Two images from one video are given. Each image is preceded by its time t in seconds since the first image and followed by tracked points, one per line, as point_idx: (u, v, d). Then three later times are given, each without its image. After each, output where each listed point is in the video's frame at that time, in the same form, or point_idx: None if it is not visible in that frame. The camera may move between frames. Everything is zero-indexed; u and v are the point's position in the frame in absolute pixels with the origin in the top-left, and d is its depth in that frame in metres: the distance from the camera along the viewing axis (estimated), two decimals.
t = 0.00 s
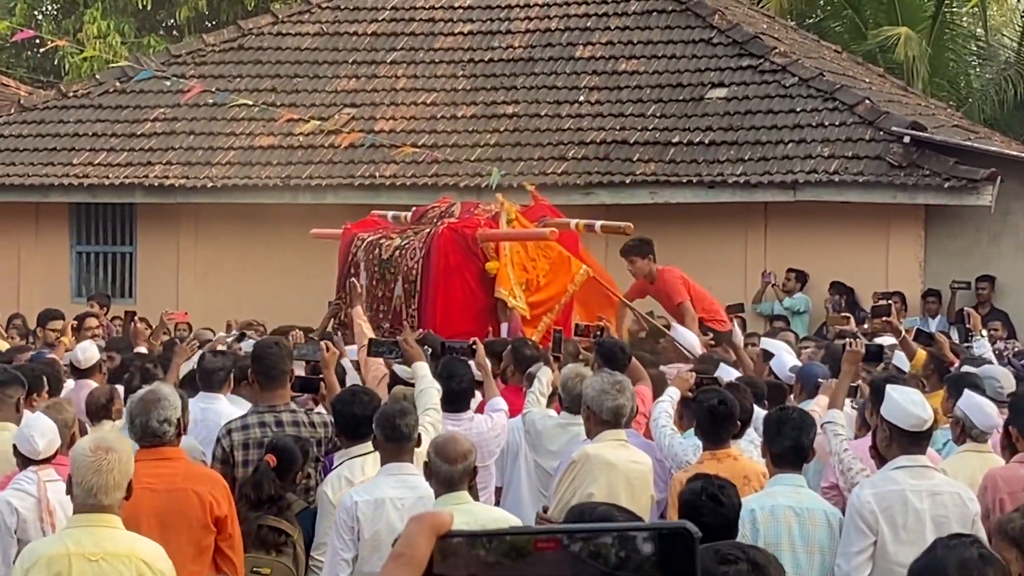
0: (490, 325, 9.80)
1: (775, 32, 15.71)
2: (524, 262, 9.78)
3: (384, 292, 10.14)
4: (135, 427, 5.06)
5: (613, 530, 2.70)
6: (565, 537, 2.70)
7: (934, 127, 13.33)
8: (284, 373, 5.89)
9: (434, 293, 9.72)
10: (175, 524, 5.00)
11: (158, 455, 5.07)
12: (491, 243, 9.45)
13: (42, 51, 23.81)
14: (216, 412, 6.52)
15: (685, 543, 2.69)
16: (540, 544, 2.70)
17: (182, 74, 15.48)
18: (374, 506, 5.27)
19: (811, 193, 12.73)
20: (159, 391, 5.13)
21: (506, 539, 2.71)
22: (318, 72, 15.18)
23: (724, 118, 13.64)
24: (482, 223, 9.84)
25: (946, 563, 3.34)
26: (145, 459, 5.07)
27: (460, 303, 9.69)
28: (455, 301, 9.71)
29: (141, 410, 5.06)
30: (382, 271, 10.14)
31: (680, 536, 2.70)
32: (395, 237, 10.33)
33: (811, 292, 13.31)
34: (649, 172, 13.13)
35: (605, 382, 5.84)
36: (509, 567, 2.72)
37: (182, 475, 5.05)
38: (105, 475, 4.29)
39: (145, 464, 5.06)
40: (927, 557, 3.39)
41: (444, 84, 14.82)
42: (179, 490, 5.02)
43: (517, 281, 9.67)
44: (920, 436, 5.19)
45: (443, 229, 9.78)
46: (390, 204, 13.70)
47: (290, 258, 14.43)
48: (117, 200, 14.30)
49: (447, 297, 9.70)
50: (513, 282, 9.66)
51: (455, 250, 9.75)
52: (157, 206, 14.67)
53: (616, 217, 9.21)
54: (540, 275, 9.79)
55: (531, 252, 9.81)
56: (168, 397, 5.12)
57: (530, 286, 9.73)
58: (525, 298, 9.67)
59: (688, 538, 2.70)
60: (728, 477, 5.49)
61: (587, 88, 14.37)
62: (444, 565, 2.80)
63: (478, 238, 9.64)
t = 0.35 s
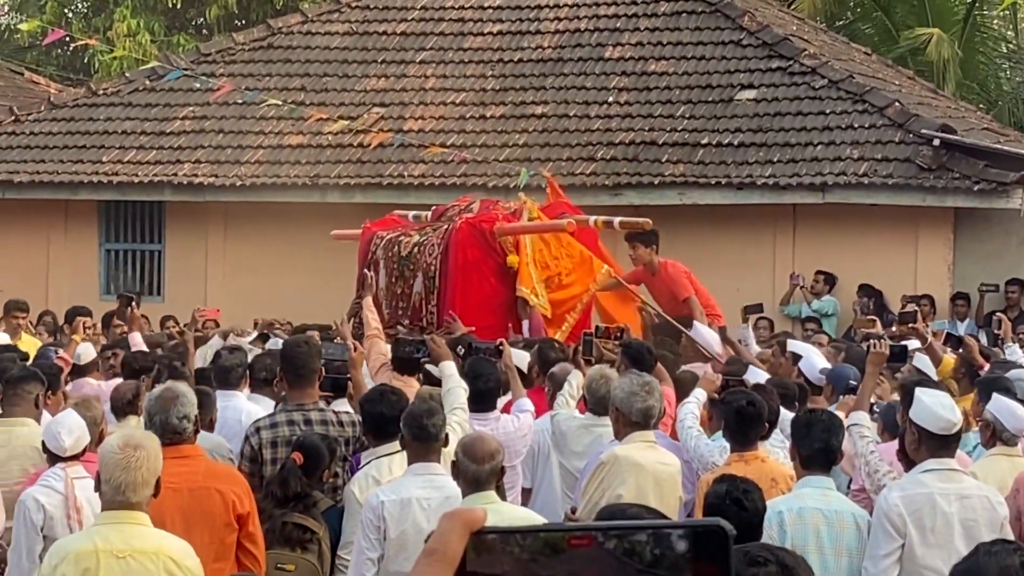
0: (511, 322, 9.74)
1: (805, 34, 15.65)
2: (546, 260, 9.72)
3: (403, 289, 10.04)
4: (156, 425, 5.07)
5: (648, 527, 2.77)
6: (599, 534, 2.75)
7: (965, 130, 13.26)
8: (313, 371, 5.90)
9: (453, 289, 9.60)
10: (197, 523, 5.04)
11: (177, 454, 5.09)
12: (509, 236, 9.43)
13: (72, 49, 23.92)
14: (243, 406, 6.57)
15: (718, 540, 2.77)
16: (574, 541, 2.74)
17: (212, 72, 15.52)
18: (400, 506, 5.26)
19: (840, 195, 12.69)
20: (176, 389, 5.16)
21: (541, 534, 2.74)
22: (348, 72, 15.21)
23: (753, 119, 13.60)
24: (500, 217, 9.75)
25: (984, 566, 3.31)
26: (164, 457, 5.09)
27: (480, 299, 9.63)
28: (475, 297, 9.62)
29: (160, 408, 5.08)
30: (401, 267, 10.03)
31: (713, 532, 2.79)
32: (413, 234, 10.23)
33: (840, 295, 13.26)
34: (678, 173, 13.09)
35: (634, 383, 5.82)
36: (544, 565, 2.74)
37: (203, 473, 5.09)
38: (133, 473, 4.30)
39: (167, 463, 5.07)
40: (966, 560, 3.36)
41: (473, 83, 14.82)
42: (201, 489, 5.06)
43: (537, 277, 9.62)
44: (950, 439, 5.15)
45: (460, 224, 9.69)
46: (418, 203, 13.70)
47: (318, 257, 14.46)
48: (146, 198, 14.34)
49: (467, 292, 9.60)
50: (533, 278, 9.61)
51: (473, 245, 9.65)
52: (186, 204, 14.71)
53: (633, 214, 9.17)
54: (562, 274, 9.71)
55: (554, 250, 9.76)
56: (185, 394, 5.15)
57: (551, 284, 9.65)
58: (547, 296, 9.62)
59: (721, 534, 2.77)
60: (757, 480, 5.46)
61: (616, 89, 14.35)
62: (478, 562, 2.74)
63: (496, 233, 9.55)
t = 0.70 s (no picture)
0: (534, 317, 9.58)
1: (839, 32, 15.56)
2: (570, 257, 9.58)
3: (427, 284, 10.09)
4: (184, 420, 5.06)
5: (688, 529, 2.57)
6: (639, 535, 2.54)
7: (1000, 129, 13.16)
8: (347, 368, 5.89)
9: (474, 284, 9.54)
10: (226, 518, 5.06)
11: (205, 448, 5.09)
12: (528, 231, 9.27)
13: (106, 44, 24.03)
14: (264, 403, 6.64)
15: (759, 542, 2.58)
16: (613, 542, 2.54)
17: (245, 68, 15.55)
18: (433, 503, 5.26)
19: (873, 194, 12.62)
20: (204, 383, 5.15)
21: (581, 535, 2.52)
22: (381, 68, 15.23)
23: (787, 117, 13.54)
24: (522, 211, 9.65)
25: None
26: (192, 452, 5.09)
27: (501, 295, 9.52)
28: (497, 292, 9.52)
29: (189, 403, 5.06)
30: (426, 263, 10.08)
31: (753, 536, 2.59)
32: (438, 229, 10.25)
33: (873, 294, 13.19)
34: (711, 171, 13.04)
35: (669, 381, 5.78)
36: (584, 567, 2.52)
37: (232, 468, 5.10)
38: (167, 467, 4.30)
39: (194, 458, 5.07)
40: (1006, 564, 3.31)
41: (506, 80, 14.80)
42: (229, 484, 5.07)
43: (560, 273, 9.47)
44: (985, 440, 5.10)
45: (482, 219, 9.61)
46: (450, 199, 13.68)
47: (350, 252, 14.47)
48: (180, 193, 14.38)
49: (488, 286, 9.51)
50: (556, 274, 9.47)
51: (494, 240, 9.57)
52: (219, 199, 14.75)
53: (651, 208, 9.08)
54: (587, 272, 9.56)
55: (577, 248, 9.61)
56: (214, 388, 5.14)
57: (577, 282, 9.50)
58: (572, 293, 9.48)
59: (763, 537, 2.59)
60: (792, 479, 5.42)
61: (649, 86, 14.30)
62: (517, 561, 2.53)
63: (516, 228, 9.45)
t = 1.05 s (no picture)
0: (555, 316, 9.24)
1: (872, 30, 15.49)
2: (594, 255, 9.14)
3: (449, 280, 9.82)
4: (215, 416, 5.06)
5: (712, 525, 2.50)
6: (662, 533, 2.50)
7: None
8: (377, 363, 5.89)
9: (494, 278, 9.26)
10: (255, 513, 5.07)
11: (236, 444, 5.09)
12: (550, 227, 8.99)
13: (139, 40, 24.13)
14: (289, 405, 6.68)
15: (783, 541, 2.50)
16: (637, 540, 2.51)
17: (277, 63, 15.58)
18: (463, 499, 5.26)
19: (905, 193, 12.54)
20: (235, 378, 5.14)
21: (604, 532, 2.52)
22: (413, 64, 15.23)
23: (819, 115, 13.49)
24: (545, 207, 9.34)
25: None
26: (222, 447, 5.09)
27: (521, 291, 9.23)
28: (516, 287, 9.24)
29: (219, 399, 5.06)
30: (449, 259, 9.81)
31: (778, 534, 2.51)
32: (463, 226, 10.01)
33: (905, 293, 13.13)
34: (742, 168, 12.99)
35: (701, 379, 5.75)
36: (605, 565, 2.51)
37: (261, 463, 5.10)
38: (195, 462, 4.31)
39: (225, 452, 5.07)
40: None
41: (538, 77, 14.80)
42: (259, 480, 5.08)
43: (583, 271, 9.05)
44: (1019, 440, 5.06)
45: (503, 214, 9.31)
46: (481, 195, 13.66)
47: (381, 247, 14.49)
48: (211, 187, 14.40)
49: (507, 282, 9.24)
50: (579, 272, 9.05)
51: (516, 234, 9.26)
52: (250, 194, 14.80)
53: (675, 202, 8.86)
54: (611, 271, 9.15)
55: (602, 246, 9.16)
56: (244, 384, 5.13)
57: (601, 281, 9.07)
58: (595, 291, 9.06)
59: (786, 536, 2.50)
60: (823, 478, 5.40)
61: (681, 83, 14.25)
62: (540, 559, 2.65)
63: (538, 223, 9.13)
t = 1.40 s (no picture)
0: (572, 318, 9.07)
1: (903, 29, 15.41)
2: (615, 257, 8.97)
3: (471, 278, 9.55)
4: (249, 413, 5.06)
5: (745, 524, 2.56)
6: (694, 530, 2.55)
7: None
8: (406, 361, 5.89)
9: (513, 277, 9.05)
10: (287, 510, 5.06)
11: (268, 441, 5.09)
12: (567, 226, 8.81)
13: (169, 37, 24.23)
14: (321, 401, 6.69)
15: (816, 538, 2.56)
16: (670, 538, 2.55)
17: (307, 61, 15.60)
18: (493, 498, 5.24)
19: (936, 192, 12.47)
20: (269, 375, 5.14)
21: (638, 532, 2.55)
22: (443, 61, 15.23)
23: (849, 114, 13.43)
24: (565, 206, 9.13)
25: None
26: (255, 444, 5.09)
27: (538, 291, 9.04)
28: (533, 286, 9.07)
29: (253, 396, 5.06)
30: (469, 255, 9.57)
31: (808, 532, 2.58)
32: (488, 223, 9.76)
33: (936, 293, 13.05)
34: (772, 168, 12.93)
35: (731, 378, 5.72)
36: (639, 563, 2.54)
37: (294, 460, 5.10)
38: (219, 458, 4.32)
39: (257, 449, 5.07)
40: None
41: (567, 75, 14.78)
42: (292, 477, 5.07)
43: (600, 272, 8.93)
44: None
45: (522, 212, 9.10)
46: (510, 193, 13.64)
47: (409, 245, 14.49)
48: (241, 185, 14.42)
49: (526, 282, 9.06)
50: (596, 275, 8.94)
51: (535, 234, 9.07)
52: (279, 191, 14.82)
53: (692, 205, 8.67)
54: (632, 273, 8.93)
55: (624, 248, 8.96)
56: (277, 381, 5.13)
57: (621, 283, 8.90)
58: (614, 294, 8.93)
59: (818, 534, 2.57)
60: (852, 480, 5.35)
61: (711, 82, 14.19)
62: (574, 558, 2.64)
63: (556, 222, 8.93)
